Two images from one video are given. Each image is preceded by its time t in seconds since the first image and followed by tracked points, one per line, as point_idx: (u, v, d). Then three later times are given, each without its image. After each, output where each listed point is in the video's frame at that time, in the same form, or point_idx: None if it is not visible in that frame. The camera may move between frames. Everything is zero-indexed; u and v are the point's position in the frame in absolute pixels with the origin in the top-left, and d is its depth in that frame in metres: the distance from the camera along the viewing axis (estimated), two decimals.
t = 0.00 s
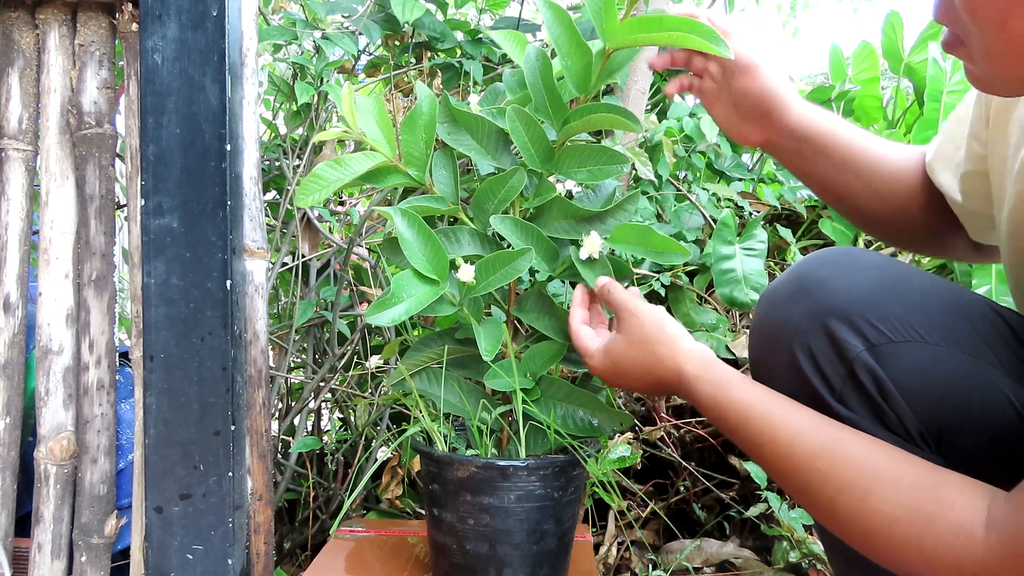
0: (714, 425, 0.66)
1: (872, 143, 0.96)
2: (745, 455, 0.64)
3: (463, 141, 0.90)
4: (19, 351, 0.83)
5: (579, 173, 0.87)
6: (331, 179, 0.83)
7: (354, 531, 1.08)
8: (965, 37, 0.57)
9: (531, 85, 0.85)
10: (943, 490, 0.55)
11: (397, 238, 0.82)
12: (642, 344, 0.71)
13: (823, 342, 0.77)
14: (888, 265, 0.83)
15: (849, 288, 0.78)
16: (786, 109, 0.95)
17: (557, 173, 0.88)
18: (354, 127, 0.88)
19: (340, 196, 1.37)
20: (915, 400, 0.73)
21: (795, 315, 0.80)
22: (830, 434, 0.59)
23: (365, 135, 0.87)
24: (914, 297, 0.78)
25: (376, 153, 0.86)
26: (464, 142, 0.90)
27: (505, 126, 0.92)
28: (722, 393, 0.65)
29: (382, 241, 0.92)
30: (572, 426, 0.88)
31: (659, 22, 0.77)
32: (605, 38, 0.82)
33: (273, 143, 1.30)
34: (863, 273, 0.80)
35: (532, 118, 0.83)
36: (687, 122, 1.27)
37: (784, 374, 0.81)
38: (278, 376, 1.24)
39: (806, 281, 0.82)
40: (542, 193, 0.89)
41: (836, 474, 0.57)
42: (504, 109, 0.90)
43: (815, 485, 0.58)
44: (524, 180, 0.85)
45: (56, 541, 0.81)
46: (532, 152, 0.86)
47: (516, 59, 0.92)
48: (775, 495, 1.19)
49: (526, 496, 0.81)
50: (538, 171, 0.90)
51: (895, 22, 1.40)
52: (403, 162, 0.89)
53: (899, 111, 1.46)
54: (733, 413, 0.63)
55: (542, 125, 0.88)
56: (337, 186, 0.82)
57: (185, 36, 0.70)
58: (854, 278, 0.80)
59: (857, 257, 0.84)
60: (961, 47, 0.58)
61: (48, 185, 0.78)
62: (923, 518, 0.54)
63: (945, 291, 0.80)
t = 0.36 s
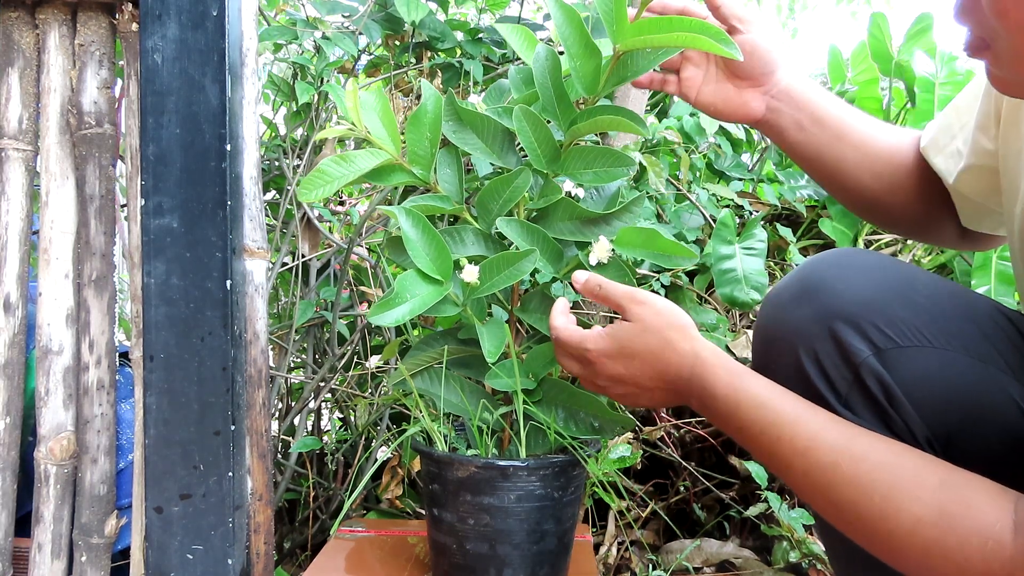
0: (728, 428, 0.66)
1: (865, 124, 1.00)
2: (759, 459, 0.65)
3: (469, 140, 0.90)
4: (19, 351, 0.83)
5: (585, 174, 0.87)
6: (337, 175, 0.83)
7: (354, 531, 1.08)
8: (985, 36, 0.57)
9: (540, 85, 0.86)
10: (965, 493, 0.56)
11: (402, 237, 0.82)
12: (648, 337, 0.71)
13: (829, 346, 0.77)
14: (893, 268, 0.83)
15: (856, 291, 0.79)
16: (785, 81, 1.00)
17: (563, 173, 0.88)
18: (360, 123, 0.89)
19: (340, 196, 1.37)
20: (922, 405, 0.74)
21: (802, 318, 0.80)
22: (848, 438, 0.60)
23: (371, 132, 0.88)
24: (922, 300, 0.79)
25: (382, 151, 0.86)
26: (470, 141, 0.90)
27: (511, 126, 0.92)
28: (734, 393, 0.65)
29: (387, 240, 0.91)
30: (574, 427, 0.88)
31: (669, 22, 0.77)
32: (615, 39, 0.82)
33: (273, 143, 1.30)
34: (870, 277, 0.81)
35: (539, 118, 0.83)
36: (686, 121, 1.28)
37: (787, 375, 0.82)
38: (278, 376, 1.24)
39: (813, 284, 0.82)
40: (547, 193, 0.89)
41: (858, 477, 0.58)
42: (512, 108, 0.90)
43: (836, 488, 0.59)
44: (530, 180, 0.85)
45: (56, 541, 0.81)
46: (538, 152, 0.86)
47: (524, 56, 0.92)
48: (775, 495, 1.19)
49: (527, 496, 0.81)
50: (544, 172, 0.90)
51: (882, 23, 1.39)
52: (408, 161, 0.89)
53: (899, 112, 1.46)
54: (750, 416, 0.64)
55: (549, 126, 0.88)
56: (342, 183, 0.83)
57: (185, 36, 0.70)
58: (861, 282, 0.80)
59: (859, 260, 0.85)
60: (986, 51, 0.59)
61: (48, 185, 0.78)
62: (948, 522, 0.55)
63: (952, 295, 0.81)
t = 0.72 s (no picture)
0: (728, 437, 0.66)
1: (856, 130, 1.00)
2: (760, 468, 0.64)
3: (470, 140, 0.90)
4: (19, 351, 0.83)
5: (585, 175, 0.87)
6: (337, 175, 0.83)
7: (354, 531, 1.08)
8: (983, 45, 0.58)
9: (541, 85, 0.86)
10: (968, 501, 0.56)
11: (404, 238, 0.82)
12: (643, 346, 0.71)
13: (831, 346, 0.77)
14: (894, 267, 0.83)
15: (858, 291, 0.79)
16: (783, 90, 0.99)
17: (563, 174, 0.88)
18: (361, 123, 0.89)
19: (340, 196, 1.38)
20: (924, 404, 0.74)
21: (803, 318, 0.80)
22: (849, 445, 0.60)
23: (371, 130, 0.88)
24: (923, 300, 0.79)
25: (382, 151, 0.86)
26: (470, 141, 0.90)
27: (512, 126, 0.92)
28: (732, 401, 0.65)
29: (387, 240, 0.91)
30: (574, 428, 0.88)
31: (673, 28, 0.77)
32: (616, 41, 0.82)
33: (273, 143, 1.30)
34: (871, 278, 0.81)
35: (540, 119, 0.83)
36: (686, 124, 1.28)
37: (788, 375, 0.82)
38: (278, 376, 1.24)
39: (813, 284, 0.82)
40: (548, 194, 0.89)
41: (860, 486, 0.58)
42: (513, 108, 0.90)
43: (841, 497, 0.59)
44: (530, 180, 0.85)
45: (56, 541, 0.81)
46: (539, 153, 0.86)
47: (525, 55, 0.92)
48: (775, 495, 1.19)
49: (527, 496, 0.81)
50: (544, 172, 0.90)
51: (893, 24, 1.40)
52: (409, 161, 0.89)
53: (900, 111, 1.47)
54: (749, 426, 0.64)
55: (550, 126, 0.88)
56: (343, 181, 0.83)
57: (185, 36, 0.70)
58: (863, 281, 0.80)
59: (857, 260, 0.84)
60: (984, 56, 0.59)
61: (48, 185, 0.78)
62: (951, 532, 0.55)
63: (956, 295, 0.80)
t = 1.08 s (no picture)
0: (724, 443, 0.65)
1: (850, 119, 1.00)
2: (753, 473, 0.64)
3: (470, 140, 0.90)
4: (19, 351, 0.83)
5: (584, 174, 0.87)
6: (337, 176, 0.83)
7: (354, 531, 1.08)
8: (949, 55, 0.58)
9: (540, 85, 0.86)
10: (964, 510, 0.57)
11: (403, 238, 0.82)
12: (652, 349, 0.66)
13: (825, 346, 0.78)
14: (890, 269, 0.84)
15: (850, 291, 0.80)
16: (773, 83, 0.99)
17: (563, 173, 0.88)
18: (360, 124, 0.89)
19: (340, 196, 1.38)
20: (916, 402, 0.74)
21: (797, 318, 0.81)
22: (846, 453, 0.61)
23: (371, 132, 0.88)
24: (915, 300, 0.79)
25: (382, 151, 0.86)
26: (470, 141, 0.90)
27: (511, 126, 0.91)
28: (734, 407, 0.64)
29: (387, 240, 0.91)
30: (575, 428, 0.89)
31: (666, 19, 0.78)
32: (614, 39, 0.82)
33: (273, 143, 1.30)
34: (864, 280, 0.82)
35: (539, 119, 0.83)
36: (686, 117, 1.26)
37: (787, 376, 0.82)
38: (278, 376, 1.24)
39: (808, 285, 0.83)
40: (548, 193, 0.88)
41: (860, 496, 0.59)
42: (512, 108, 0.90)
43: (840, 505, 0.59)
44: (530, 180, 0.85)
45: (56, 541, 0.81)
46: (539, 153, 0.86)
47: (522, 56, 0.92)
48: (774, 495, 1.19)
49: (526, 496, 0.81)
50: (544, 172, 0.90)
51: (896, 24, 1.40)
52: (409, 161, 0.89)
53: (899, 111, 1.47)
54: (749, 432, 0.63)
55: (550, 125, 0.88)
56: (342, 182, 0.83)
57: (185, 36, 0.70)
58: (856, 282, 0.81)
59: (849, 263, 0.85)
60: (948, 63, 0.59)
61: (48, 185, 0.78)
62: (949, 539, 0.56)
63: (949, 297, 0.81)
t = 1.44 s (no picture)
0: (717, 435, 0.62)
1: (856, 150, 0.99)
2: (743, 468, 0.62)
3: (471, 140, 0.90)
4: (19, 351, 0.83)
5: (585, 175, 0.87)
6: (337, 174, 0.83)
7: (354, 531, 1.08)
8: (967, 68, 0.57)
9: (540, 85, 0.86)
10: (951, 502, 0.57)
11: (404, 238, 0.82)
12: (686, 325, 0.66)
13: (821, 345, 0.78)
14: (884, 268, 0.84)
15: (845, 290, 0.80)
16: (770, 130, 0.99)
17: (563, 173, 0.88)
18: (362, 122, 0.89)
19: (340, 195, 1.38)
20: (911, 401, 0.74)
21: (793, 317, 0.81)
22: (837, 446, 0.61)
23: (372, 131, 0.88)
24: (909, 299, 0.80)
25: (383, 150, 0.86)
26: (470, 140, 0.90)
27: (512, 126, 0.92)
28: (729, 396, 0.63)
29: (387, 240, 0.91)
30: (576, 428, 0.89)
31: (670, 23, 0.78)
32: (615, 39, 0.82)
33: (273, 143, 1.30)
34: (859, 279, 0.82)
35: (539, 119, 0.83)
36: (686, 117, 1.28)
37: (784, 375, 0.82)
38: (278, 376, 1.24)
39: (803, 285, 0.83)
40: (548, 193, 0.88)
41: (850, 482, 0.59)
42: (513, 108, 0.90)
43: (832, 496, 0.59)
44: (530, 180, 0.85)
45: (56, 541, 0.81)
46: (539, 153, 0.86)
47: (524, 54, 0.92)
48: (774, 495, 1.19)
49: (526, 496, 0.81)
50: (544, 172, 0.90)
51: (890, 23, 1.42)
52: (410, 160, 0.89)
53: (899, 111, 1.47)
54: (742, 423, 0.62)
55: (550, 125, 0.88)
56: (342, 181, 0.83)
57: (185, 36, 0.70)
58: (851, 281, 0.81)
59: (842, 264, 0.85)
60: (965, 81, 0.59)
61: (48, 185, 0.78)
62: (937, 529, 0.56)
63: (944, 298, 0.81)
